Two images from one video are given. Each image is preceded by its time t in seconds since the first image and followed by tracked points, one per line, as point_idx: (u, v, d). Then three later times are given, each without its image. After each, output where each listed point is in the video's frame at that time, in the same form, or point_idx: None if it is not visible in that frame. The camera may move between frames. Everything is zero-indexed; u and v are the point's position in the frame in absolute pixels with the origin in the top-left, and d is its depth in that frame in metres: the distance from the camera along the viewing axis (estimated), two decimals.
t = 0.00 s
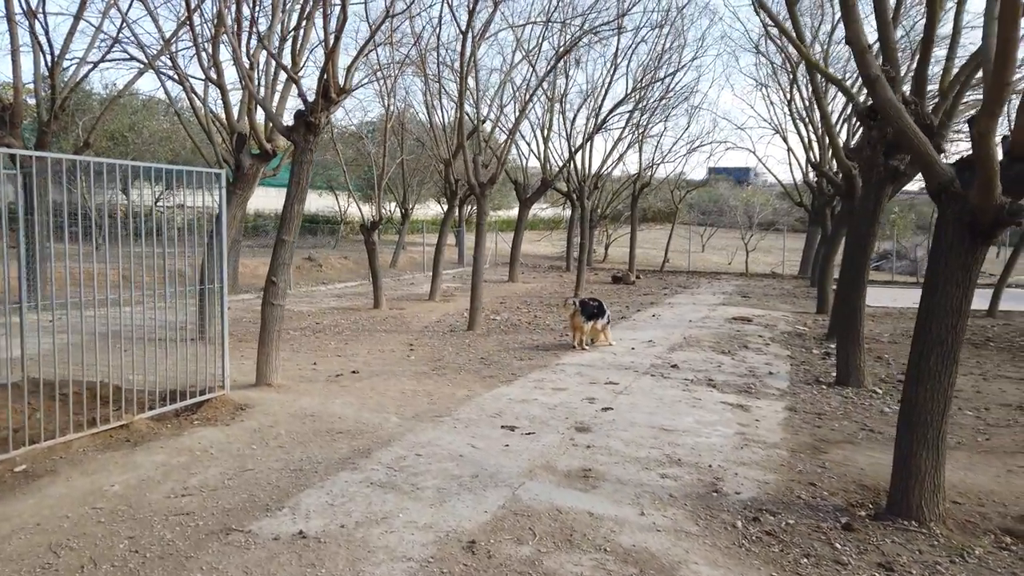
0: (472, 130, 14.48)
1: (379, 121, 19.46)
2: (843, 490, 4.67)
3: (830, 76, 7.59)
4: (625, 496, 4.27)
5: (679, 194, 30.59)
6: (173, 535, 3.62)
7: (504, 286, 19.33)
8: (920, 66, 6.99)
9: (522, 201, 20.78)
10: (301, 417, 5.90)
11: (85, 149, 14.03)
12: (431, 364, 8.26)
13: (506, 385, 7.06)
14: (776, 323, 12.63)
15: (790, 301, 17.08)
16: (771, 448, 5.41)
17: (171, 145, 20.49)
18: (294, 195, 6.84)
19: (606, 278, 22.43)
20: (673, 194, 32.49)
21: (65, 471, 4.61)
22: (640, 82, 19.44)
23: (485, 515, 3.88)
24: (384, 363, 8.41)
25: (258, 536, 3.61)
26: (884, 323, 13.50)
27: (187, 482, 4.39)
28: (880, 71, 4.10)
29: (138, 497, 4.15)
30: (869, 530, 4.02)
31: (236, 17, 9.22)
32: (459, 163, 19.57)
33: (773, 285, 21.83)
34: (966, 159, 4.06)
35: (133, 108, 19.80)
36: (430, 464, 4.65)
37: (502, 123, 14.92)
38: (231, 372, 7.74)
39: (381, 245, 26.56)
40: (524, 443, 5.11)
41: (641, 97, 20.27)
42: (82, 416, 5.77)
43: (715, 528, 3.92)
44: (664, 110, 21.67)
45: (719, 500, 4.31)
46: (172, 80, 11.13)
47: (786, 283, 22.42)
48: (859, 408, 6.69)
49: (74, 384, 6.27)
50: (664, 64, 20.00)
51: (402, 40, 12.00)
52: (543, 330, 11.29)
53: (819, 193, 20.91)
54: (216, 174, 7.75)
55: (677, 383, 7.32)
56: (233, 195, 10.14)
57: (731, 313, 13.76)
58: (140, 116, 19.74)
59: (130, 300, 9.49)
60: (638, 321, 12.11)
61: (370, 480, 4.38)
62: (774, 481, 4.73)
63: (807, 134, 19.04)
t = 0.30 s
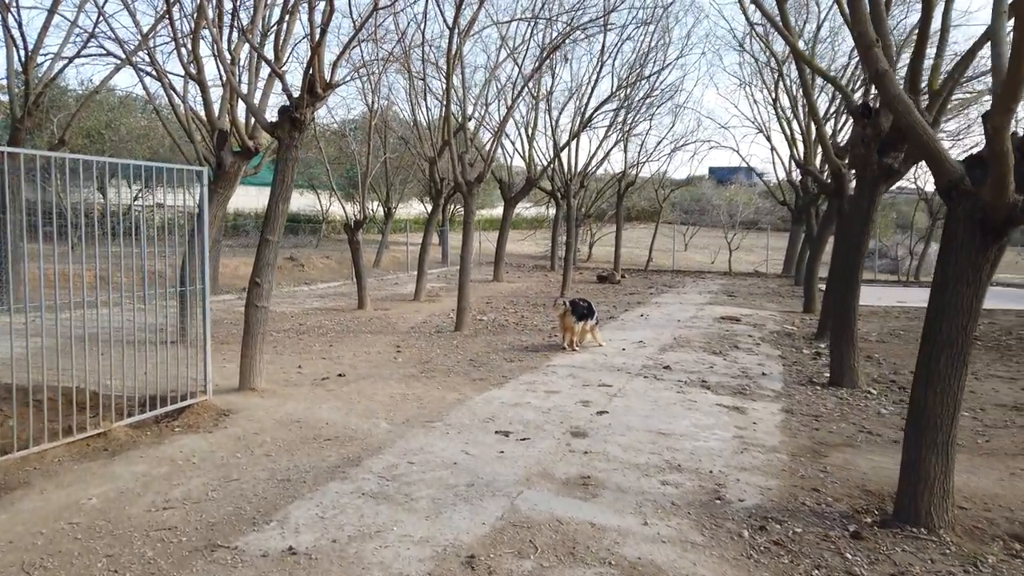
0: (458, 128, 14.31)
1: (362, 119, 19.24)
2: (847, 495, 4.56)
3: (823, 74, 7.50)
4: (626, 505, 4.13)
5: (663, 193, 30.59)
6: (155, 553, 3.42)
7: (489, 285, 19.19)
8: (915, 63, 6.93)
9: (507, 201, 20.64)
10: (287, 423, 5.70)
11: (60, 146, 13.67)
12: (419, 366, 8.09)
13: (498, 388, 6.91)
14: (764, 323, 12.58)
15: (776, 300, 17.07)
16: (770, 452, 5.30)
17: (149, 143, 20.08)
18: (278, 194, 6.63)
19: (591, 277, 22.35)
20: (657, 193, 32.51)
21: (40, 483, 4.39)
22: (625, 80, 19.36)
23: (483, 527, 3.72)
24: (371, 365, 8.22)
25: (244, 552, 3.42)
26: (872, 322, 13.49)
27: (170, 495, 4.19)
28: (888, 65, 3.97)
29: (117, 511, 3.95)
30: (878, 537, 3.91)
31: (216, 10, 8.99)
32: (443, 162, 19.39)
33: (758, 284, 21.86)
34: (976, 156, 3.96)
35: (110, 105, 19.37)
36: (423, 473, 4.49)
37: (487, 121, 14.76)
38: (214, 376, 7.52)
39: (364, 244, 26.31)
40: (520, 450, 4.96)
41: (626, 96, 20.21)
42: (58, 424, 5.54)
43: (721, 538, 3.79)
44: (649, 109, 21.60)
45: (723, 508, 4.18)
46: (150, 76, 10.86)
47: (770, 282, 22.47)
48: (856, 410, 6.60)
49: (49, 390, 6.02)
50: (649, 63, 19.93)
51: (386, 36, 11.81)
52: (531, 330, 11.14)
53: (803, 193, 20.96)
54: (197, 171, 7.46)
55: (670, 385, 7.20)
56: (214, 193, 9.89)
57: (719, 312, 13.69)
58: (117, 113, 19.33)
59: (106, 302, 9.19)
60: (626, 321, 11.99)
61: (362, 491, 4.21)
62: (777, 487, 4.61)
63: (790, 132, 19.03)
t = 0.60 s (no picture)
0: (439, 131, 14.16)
1: (341, 121, 19.02)
2: (846, 507, 4.46)
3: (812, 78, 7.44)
4: (624, 521, 4.00)
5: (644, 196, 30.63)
6: None
7: (471, 289, 19.04)
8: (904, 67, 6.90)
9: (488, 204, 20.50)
10: (268, 437, 5.51)
11: (31, 149, 13.30)
12: (403, 375, 7.92)
13: (485, 397, 6.77)
14: (749, 327, 12.55)
15: (758, 304, 17.09)
16: (766, 463, 5.20)
17: (123, 145, 19.67)
18: (259, 199, 6.43)
19: (573, 281, 22.28)
20: (637, 197, 32.55)
21: (9, 503, 4.17)
22: (607, 83, 19.28)
23: (477, 549, 3.57)
24: (354, 374, 8.04)
25: None
26: (855, 326, 13.52)
27: (147, 516, 3.99)
28: (889, 69, 3.90)
29: (91, 534, 3.75)
30: (882, 553, 3.81)
31: (193, 10, 8.77)
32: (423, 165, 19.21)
33: (739, 287, 21.91)
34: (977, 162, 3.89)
35: (83, 106, 18.95)
36: (413, 490, 4.33)
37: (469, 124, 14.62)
38: (192, 386, 7.30)
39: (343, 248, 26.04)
40: (511, 464, 4.82)
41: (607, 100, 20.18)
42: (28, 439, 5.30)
43: (723, 555, 3.67)
44: (630, 112, 21.55)
45: (722, 523, 4.06)
46: (123, 77, 10.58)
47: (751, 285, 22.53)
48: (847, 417, 6.54)
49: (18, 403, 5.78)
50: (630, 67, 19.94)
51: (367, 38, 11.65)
52: (515, 336, 11.01)
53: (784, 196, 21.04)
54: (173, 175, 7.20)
55: (660, 392, 7.09)
56: (191, 198, 9.65)
57: (703, 316, 13.65)
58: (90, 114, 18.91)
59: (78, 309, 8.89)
60: (611, 326, 11.89)
61: (349, 510, 4.04)
62: (775, 500, 4.50)
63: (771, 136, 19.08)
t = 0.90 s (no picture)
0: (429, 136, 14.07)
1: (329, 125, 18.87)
2: (857, 518, 4.39)
3: (810, 82, 7.41)
4: (634, 534, 3.91)
5: (631, 201, 30.67)
6: None
7: (460, 294, 18.93)
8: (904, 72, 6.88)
9: (477, 208, 20.41)
10: (264, 448, 5.36)
11: (13, 152, 13.04)
12: (398, 382, 7.79)
13: (483, 405, 6.67)
14: (742, 332, 12.52)
15: (749, 308, 17.11)
16: (771, 471, 5.13)
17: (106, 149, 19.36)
18: (253, 203, 6.27)
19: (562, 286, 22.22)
20: (624, 201, 32.57)
21: None
22: (595, 88, 19.25)
23: (486, 565, 3.47)
24: (347, 382, 7.92)
25: None
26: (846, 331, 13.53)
27: (142, 532, 3.85)
28: (902, 72, 3.84)
29: (83, 553, 3.60)
30: (898, 565, 3.75)
31: (180, 12, 8.62)
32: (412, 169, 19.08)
33: (727, 292, 21.96)
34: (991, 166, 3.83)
35: (65, 110, 18.63)
36: (416, 502, 4.21)
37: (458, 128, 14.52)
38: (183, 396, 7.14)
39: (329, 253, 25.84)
40: (514, 474, 4.72)
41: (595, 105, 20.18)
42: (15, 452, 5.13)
43: (738, 570, 3.59)
44: (618, 117, 21.56)
45: (734, 535, 3.98)
46: (108, 80, 10.38)
47: (739, 289, 22.57)
48: (847, 424, 6.49)
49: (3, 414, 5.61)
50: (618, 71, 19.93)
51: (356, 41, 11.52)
52: (508, 342, 10.92)
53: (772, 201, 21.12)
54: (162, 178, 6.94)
55: (659, 399, 7.02)
56: (179, 203, 9.50)
57: (694, 321, 13.62)
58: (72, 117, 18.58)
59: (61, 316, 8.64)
60: (604, 331, 11.83)
61: (351, 525, 3.92)
62: (784, 510, 4.43)
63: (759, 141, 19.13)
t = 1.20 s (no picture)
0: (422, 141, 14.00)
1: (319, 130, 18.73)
2: (875, 527, 4.36)
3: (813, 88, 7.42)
4: (655, 546, 3.86)
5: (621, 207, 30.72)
6: None
7: (451, 300, 18.83)
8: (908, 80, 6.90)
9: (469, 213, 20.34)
10: (268, 458, 5.26)
11: None
12: (399, 390, 7.70)
13: (488, 413, 6.59)
14: (737, 338, 12.53)
15: (741, 314, 17.14)
16: (784, 480, 5.10)
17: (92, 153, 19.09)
18: (255, 209, 6.18)
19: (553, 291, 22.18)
20: (613, 207, 32.60)
21: None
22: (587, 94, 19.24)
23: None
24: (347, 389, 7.82)
25: None
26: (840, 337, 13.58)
27: (152, 547, 3.75)
28: (924, 79, 3.83)
29: (93, 570, 3.49)
30: None
31: (176, 14, 8.50)
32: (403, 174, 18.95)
33: (718, 297, 22.01)
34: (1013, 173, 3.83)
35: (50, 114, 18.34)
36: (432, 515, 4.14)
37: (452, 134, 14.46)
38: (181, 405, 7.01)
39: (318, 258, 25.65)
40: (528, 485, 4.65)
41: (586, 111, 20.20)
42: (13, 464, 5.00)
43: None
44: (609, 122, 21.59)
45: (755, 547, 3.94)
46: (98, 85, 10.22)
47: (729, 295, 22.62)
48: (854, 431, 6.47)
49: None
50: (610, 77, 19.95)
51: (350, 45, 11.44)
52: (506, 349, 10.84)
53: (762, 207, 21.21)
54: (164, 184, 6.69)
55: (664, 407, 6.98)
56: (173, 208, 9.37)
57: (690, 327, 13.60)
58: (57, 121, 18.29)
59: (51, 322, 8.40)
60: (600, 338, 11.79)
61: (367, 538, 3.83)
62: (801, 520, 4.38)
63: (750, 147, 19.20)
